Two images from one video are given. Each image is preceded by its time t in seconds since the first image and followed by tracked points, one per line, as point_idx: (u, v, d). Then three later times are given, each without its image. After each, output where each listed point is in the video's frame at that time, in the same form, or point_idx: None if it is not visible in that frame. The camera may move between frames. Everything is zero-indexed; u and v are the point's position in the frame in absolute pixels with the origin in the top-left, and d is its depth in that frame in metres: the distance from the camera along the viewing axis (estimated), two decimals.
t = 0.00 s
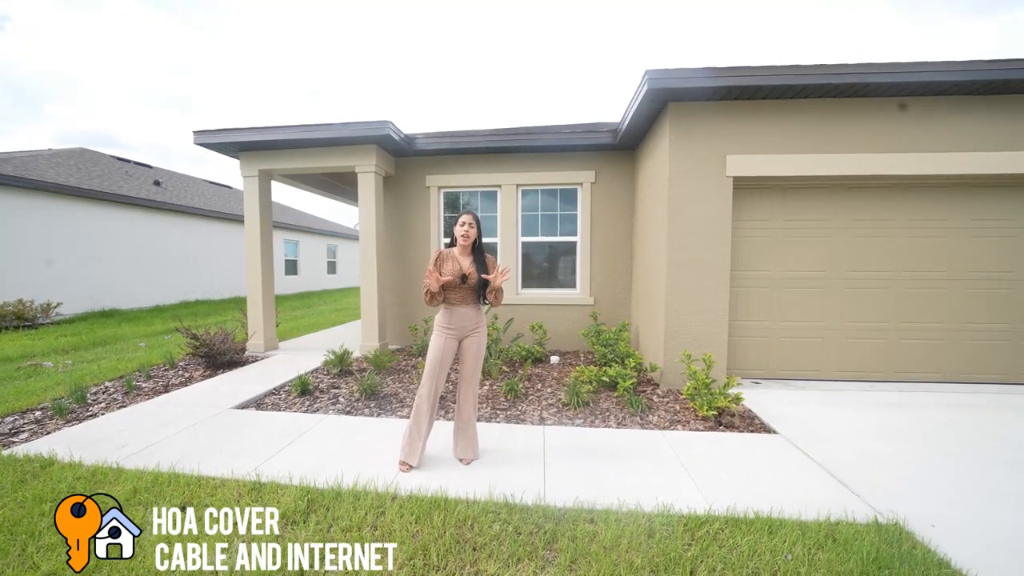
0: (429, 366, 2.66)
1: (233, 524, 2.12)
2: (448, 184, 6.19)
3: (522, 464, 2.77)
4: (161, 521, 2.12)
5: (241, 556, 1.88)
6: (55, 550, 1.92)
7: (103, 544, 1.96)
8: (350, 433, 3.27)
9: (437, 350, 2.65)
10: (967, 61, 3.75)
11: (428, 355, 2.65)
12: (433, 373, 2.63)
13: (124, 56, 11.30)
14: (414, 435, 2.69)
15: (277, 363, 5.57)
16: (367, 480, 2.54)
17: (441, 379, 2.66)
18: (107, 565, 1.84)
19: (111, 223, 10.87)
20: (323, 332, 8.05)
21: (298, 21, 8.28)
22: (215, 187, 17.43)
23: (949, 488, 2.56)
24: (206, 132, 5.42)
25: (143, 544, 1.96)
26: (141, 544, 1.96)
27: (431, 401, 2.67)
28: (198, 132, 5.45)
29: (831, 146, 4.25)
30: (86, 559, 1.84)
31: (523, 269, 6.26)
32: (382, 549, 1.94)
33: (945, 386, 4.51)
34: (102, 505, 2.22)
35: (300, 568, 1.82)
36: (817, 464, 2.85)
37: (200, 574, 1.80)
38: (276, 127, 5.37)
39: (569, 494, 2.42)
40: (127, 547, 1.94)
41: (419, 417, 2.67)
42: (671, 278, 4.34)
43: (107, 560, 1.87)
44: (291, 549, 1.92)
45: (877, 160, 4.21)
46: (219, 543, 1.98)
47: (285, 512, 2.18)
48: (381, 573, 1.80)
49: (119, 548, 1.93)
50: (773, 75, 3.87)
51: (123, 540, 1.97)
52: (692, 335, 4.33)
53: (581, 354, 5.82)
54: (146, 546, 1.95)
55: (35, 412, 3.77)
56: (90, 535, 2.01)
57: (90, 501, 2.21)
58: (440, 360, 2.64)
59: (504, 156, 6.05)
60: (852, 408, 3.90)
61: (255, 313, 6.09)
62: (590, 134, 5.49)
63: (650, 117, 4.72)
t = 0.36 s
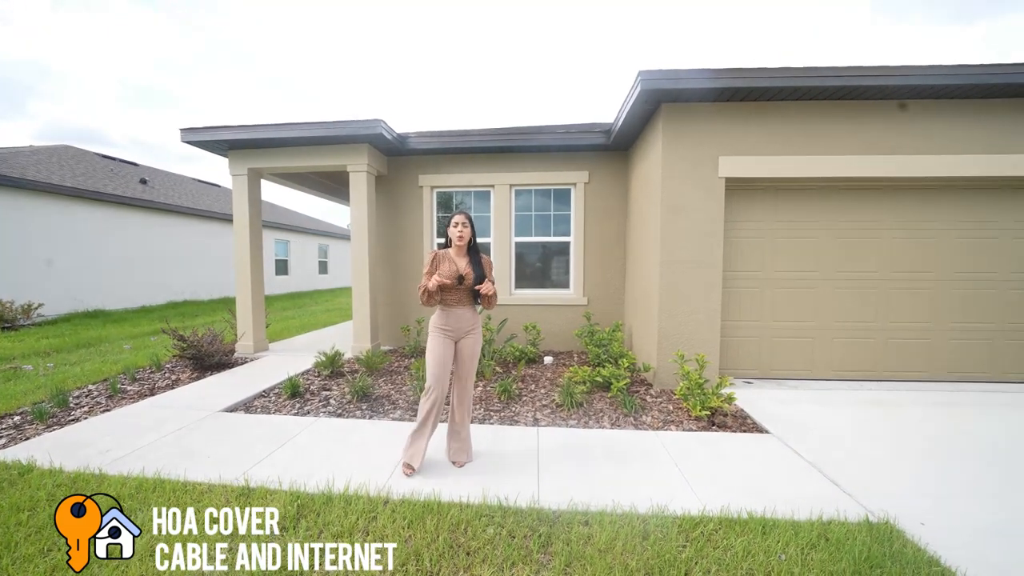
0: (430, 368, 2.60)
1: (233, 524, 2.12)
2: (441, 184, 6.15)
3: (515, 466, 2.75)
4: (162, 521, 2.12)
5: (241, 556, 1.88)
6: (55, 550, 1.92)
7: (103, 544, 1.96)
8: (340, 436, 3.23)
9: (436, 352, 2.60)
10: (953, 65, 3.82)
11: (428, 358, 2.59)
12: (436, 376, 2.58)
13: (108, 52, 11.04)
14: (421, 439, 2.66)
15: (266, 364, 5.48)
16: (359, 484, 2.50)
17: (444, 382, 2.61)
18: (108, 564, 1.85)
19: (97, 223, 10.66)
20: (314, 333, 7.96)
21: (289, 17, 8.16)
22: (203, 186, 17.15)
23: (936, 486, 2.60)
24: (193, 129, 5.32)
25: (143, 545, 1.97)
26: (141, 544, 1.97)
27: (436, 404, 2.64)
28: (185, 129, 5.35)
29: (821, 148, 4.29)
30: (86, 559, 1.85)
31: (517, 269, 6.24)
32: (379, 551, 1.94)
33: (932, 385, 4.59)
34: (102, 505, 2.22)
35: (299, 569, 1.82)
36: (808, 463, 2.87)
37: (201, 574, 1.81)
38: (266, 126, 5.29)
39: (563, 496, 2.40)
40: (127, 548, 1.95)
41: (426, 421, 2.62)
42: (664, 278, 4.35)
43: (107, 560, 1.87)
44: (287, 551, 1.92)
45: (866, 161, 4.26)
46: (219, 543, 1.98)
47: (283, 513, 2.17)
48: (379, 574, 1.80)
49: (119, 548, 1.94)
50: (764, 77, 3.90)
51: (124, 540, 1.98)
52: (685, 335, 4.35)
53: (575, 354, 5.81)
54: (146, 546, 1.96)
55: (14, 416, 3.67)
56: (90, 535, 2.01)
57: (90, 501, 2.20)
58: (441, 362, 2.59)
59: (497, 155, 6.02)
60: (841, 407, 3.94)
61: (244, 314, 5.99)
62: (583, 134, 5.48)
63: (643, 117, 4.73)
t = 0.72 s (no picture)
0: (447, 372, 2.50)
1: (232, 524, 2.12)
2: (434, 184, 6.11)
3: (508, 469, 2.72)
4: (161, 521, 2.12)
5: (240, 556, 1.88)
6: (55, 550, 1.93)
7: (103, 544, 1.96)
8: (330, 439, 3.17)
9: (443, 355, 2.52)
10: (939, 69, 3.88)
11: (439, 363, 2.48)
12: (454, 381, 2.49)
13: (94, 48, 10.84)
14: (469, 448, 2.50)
15: (255, 366, 5.39)
16: (349, 488, 2.46)
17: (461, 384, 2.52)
18: (108, 564, 1.85)
19: (80, 224, 10.41)
20: (304, 335, 7.85)
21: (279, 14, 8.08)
22: (191, 185, 16.89)
23: (923, 482, 2.64)
24: (180, 127, 5.22)
25: (143, 544, 1.97)
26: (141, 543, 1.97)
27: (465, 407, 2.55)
28: (172, 127, 5.25)
29: (810, 149, 4.34)
30: (86, 559, 1.85)
31: (510, 269, 6.22)
32: (380, 550, 1.93)
33: (918, 383, 4.66)
34: (102, 505, 2.22)
35: (298, 569, 1.82)
36: (800, 461, 2.89)
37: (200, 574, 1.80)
38: (254, 124, 5.21)
39: (556, 498, 2.39)
40: (127, 547, 1.95)
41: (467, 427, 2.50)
42: (657, 278, 4.36)
43: (107, 559, 1.87)
44: (286, 551, 1.91)
45: (854, 163, 4.32)
46: (219, 543, 1.98)
47: (278, 513, 2.16)
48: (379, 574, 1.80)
49: (119, 548, 1.94)
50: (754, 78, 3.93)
51: (123, 540, 1.98)
52: (677, 335, 4.37)
53: (567, 354, 5.81)
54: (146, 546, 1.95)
55: None
56: (90, 535, 2.01)
57: (90, 501, 2.20)
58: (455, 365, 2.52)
59: (489, 155, 6.00)
60: (831, 405, 3.98)
61: (232, 315, 5.89)
62: (575, 134, 5.48)
63: (635, 118, 4.74)
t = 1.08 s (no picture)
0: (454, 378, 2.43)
1: (233, 524, 2.11)
2: (421, 184, 6.06)
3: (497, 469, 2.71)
4: (162, 521, 2.11)
5: (241, 556, 1.87)
6: (54, 549, 1.92)
7: (103, 544, 1.95)
8: (314, 443, 3.12)
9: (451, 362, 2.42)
10: (915, 75, 4.00)
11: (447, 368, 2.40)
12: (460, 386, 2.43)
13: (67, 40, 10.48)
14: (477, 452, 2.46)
15: (237, 368, 5.27)
16: (332, 492, 2.41)
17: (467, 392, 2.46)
18: (108, 564, 1.84)
19: (54, 222, 10.07)
20: (289, 336, 7.71)
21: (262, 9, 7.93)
22: (171, 183, 16.45)
23: (900, 476, 2.72)
24: (158, 123, 5.07)
25: (143, 545, 1.96)
26: (140, 544, 1.96)
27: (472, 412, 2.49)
28: (150, 123, 5.10)
29: (793, 151, 4.42)
30: (86, 559, 1.83)
31: (498, 269, 6.20)
32: (380, 551, 1.93)
33: (896, 379, 4.80)
34: (102, 505, 2.21)
35: (299, 569, 1.81)
36: (783, 458, 2.94)
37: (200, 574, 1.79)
38: (237, 120, 5.09)
39: (543, 498, 2.38)
40: (127, 548, 1.94)
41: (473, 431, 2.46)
42: (644, 278, 4.39)
43: (106, 560, 1.86)
44: (285, 552, 1.91)
45: (834, 165, 4.42)
46: (219, 543, 1.97)
47: (269, 514, 2.15)
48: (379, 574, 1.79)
49: (119, 548, 1.93)
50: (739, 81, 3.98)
51: (123, 540, 1.97)
52: (664, 334, 4.41)
53: (556, 354, 5.82)
54: (145, 547, 1.95)
55: None
56: (90, 535, 2.00)
57: (90, 502, 2.20)
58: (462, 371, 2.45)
59: (477, 155, 5.98)
60: (814, 402, 4.07)
61: (214, 316, 5.74)
62: (563, 134, 5.49)
63: (622, 118, 4.77)
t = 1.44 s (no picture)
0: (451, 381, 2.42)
1: (232, 524, 2.10)
2: (405, 183, 6.01)
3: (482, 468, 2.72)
4: (162, 521, 2.10)
5: (241, 555, 1.86)
6: (55, 550, 1.91)
7: (103, 544, 1.95)
8: (294, 445, 3.06)
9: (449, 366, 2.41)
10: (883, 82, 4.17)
11: (445, 371, 2.40)
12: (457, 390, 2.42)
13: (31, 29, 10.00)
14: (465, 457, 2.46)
15: (214, 371, 5.13)
16: (311, 496, 2.37)
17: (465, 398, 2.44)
18: (108, 564, 1.83)
19: (17, 220, 9.64)
20: (269, 337, 7.55)
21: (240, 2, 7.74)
22: (144, 180, 15.89)
23: (869, 468, 2.84)
24: (129, 118, 4.90)
25: (144, 545, 1.96)
26: (142, 544, 1.96)
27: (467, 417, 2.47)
28: (121, 118, 4.92)
29: (769, 154, 4.54)
30: (86, 560, 1.83)
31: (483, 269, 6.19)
32: (380, 550, 1.93)
33: (866, 375, 4.98)
34: (102, 506, 2.20)
35: (299, 569, 1.82)
36: (759, 453, 3.01)
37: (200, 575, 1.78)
38: (213, 117, 4.96)
39: (524, 497, 2.40)
40: (127, 547, 1.94)
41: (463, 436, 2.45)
42: (627, 277, 4.45)
43: (107, 560, 1.86)
44: (285, 552, 1.91)
45: (808, 169, 4.56)
46: (219, 543, 1.97)
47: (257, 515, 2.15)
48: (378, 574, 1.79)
49: (119, 548, 1.93)
50: (718, 86, 4.07)
51: (124, 540, 1.96)
52: (646, 334, 4.48)
53: (540, 354, 5.85)
54: (146, 546, 1.94)
55: None
56: (90, 535, 2.00)
57: (90, 502, 2.18)
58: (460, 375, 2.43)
59: (461, 154, 5.96)
60: (790, 398, 4.19)
61: (190, 318, 5.58)
62: (547, 135, 5.52)
63: (605, 120, 4.82)
